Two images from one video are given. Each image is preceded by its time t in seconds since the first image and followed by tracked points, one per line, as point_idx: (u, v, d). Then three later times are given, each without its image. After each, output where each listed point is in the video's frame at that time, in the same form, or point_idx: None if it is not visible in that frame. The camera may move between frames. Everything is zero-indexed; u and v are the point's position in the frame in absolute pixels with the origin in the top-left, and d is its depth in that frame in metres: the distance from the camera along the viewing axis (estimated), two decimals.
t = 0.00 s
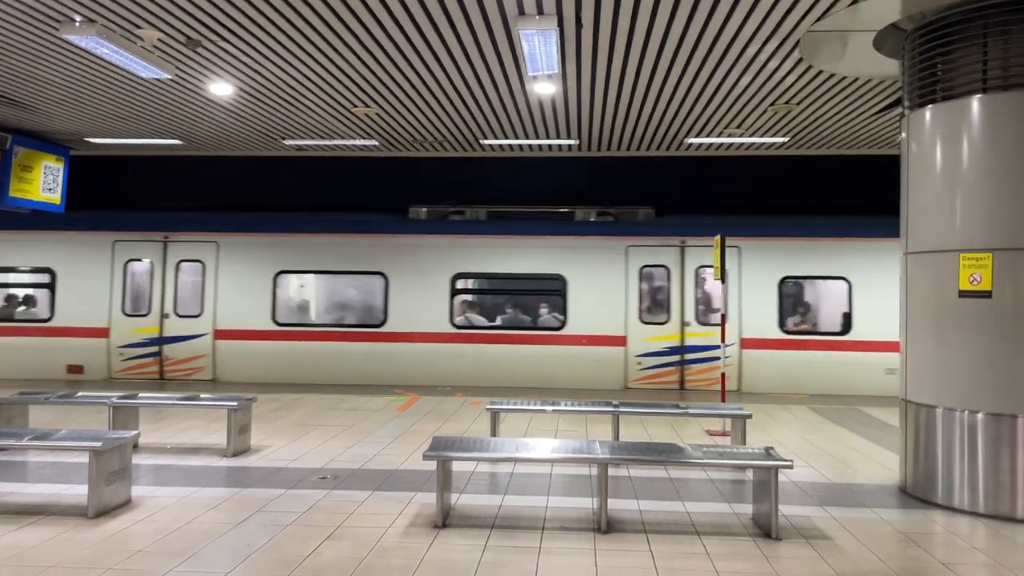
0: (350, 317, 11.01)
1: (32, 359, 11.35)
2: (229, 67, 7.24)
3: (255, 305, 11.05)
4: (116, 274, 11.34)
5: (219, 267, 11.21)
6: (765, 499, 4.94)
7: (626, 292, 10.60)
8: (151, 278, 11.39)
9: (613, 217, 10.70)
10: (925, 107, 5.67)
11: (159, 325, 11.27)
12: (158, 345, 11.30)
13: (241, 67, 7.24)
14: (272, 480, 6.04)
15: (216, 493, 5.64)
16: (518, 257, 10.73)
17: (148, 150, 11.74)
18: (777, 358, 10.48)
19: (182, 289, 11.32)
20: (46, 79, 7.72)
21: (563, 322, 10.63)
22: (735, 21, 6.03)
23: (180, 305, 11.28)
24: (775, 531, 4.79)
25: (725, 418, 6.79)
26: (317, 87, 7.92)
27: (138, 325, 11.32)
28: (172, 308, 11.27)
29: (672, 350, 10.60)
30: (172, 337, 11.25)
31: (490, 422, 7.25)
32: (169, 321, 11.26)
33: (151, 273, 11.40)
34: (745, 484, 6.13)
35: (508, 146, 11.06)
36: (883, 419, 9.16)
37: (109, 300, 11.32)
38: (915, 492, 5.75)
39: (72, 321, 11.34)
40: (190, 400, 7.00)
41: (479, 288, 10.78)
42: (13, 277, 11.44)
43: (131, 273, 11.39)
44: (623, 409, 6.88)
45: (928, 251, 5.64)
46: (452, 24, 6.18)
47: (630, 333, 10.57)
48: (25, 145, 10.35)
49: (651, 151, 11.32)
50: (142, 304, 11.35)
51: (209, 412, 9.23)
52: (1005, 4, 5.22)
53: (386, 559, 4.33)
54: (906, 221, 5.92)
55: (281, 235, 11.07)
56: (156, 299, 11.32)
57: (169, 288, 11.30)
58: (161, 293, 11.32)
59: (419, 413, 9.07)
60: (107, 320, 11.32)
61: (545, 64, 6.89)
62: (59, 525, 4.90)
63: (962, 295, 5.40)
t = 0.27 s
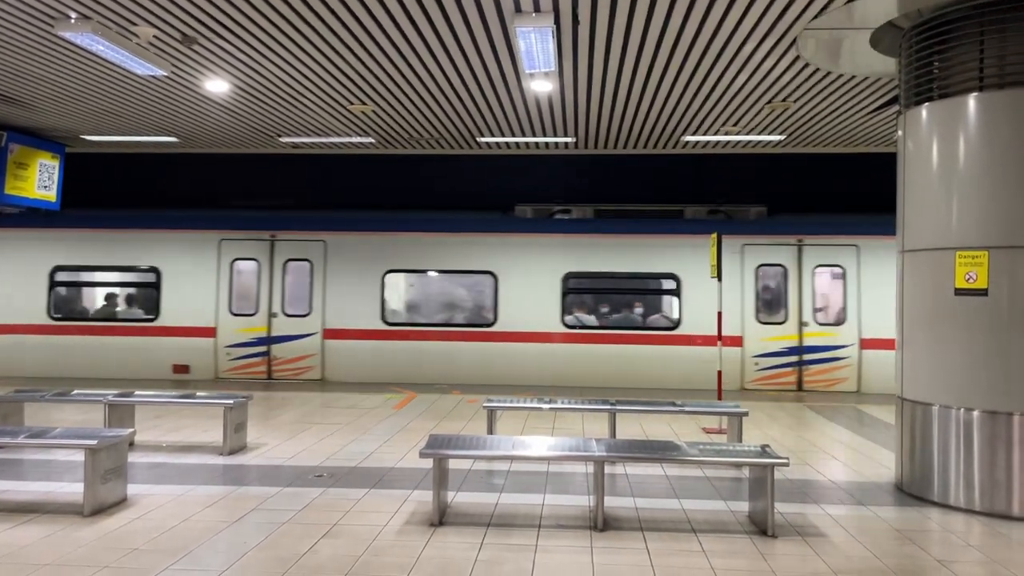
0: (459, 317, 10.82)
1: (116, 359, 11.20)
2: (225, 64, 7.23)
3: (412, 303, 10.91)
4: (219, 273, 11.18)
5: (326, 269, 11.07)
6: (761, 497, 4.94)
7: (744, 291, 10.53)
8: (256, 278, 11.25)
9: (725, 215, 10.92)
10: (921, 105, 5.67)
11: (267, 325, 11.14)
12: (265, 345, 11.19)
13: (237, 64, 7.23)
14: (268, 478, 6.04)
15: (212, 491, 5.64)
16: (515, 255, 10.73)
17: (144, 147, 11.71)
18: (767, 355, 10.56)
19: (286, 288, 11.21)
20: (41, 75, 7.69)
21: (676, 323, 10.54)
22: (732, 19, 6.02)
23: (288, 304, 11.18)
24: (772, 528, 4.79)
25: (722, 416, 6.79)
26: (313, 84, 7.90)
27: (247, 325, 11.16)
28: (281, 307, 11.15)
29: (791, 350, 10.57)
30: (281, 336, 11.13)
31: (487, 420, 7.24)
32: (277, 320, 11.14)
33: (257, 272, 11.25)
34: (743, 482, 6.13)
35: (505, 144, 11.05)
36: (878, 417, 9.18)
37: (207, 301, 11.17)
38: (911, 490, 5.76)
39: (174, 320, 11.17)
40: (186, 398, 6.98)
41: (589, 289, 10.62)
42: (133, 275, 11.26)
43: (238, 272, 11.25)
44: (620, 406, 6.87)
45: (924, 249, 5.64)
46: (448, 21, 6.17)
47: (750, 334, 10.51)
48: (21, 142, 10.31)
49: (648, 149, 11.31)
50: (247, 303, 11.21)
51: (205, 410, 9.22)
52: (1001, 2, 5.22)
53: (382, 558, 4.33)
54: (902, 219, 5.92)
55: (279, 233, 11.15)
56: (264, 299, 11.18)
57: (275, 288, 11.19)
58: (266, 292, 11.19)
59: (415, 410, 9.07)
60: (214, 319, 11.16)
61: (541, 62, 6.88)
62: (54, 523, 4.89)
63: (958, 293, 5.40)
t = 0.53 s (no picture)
0: (570, 317, 10.74)
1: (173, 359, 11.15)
2: (221, 61, 7.20)
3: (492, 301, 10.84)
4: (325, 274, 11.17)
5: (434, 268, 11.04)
6: (757, 494, 4.95)
7: (863, 291, 10.46)
8: (355, 278, 11.24)
9: (838, 213, 10.66)
10: (917, 104, 5.69)
11: (375, 324, 11.13)
12: (374, 345, 11.21)
13: (232, 62, 7.22)
14: (264, 476, 6.04)
15: (208, 490, 5.63)
16: (510, 254, 10.85)
17: (138, 145, 11.68)
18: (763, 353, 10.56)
19: (399, 288, 11.19)
20: (35, 73, 7.65)
21: (779, 321, 10.58)
22: (727, 17, 6.03)
23: (397, 304, 11.15)
24: (767, 526, 4.80)
25: (717, 414, 6.80)
26: (309, 82, 7.88)
27: (356, 324, 11.16)
28: (390, 307, 11.12)
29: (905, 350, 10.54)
30: (390, 336, 11.14)
31: (483, 418, 7.25)
32: (387, 320, 11.11)
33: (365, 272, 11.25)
34: (738, 479, 6.15)
35: (501, 142, 11.06)
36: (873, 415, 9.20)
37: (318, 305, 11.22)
38: (906, 488, 5.77)
39: (281, 320, 11.13)
40: (181, 396, 6.97)
41: (703, 289, 10.62)
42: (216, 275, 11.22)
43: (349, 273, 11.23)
44: (616, 404, 6.89)
45: (920, 247, 5.65)
46: (444, 19, 6.15)
47: (868, 334, 10.46)
48: (15, 139, 10.28)
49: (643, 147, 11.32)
50: (357, 303, 11.19)
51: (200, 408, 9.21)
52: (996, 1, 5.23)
53: (378, 556, 4.33)
54: (897, 217, 5.94)
55: (275, 231, 11.14)
56: (372, 299, 11.18)
57: (385, 288, 11.17)
58: (374, 291, 11.19)
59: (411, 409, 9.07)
60: (322, 319, 11.14)
61: (538, 60, 6.87)
62: (49, 522, 4.88)
63: (952, 291, 5.42)
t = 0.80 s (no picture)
0: (678, 317, 10.69)
1: (246, 359, 11.05)
2: (213, 60, 7.18)
3: (599, 302, 10.74)
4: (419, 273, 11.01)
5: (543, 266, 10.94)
6: (749, 493, 4.96)
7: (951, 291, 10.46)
8: (456, 276, 11.09)
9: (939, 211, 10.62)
10: (909, 103, 5.70)
11: (482, 325, 10.99)
12: (481, 346, 11.05)
13: (225, 60, 7.20)
14: (258, 475, 6.02)
15: (201, 489, 5.62)
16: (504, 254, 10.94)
17: (131, 143, 11.64)
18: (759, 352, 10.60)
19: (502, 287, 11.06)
20: (27, 71, 7.61)
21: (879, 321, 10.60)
22: (721, 16, 6.03)
23: (501, 304, 11.02)
24: (760, 525, 4.82)
25: (711, 413, 6.81)
26: (302, 81, 7.86)
27: (463, 325, 11.03)
28: (496, 307, 10.99)
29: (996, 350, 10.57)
30: (499, 337, 10.98)
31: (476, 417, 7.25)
32: (494, 320, 10.98)
33: (471, 272, 11.12)
34: (731, 478, 6.16)
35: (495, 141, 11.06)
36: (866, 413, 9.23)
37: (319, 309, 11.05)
38: (898, 486, 5.79)
39: (393, 320, 11.00)
40: (174, 396, 6.95)
41: (818, 289, 10.57)
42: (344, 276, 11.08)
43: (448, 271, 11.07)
44: (609, 403, 6.89)
45: (912, 247, 5.67)
46: (437, 18, 6.14)
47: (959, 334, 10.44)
48: (7, 138, 10.23)
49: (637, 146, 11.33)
50: (464, 302, 11.06)
51: (192, 408, 9.18)
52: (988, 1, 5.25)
53: (371, 555, 4.33)
54: (890, 217, 5.95)
55: (269, 230, 11.11)
56: (477, 299, 11.03)
57: (489, 287, 11.02)
58: (480, 291, 11.04)
59: (404, 408, 9.07)
60: (430, 319, 11.02)
61: (531, 59, 6.87)
62: (41, 522, 4.87)
63: (944, 290, 5.44)
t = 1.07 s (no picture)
0: (787, 318, 10.65)
1: (424, 359, 10.93)
2: (202, 58, 7.15)
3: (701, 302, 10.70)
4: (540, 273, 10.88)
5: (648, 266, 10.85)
6: (739, 492, 4.97)
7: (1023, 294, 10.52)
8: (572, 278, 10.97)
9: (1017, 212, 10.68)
10: (898, 103, 5.72)
11: (589, 326, 10.87)
12: (588, 347, 10.90)
13: (214, 59, 7.16)
14: (247, 475, 6.00)
15: (189, 489, 5.60)
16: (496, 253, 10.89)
17: (120, 142, 11.58)
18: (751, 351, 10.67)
19: (615, 287, 10.94)
20: (14, 68, 7.55)
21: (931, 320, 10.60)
22: (711, 16, 6.04)
23: (612, 304, 10.90)
24: (749, 523, 4.83)
25: (701, 412, 6.82)
26: (292, 79, 7.84)
27: (568, 326, 10.88)
28: (604, 307, 10.88)
29: None
30: (606, 338, 10.87)
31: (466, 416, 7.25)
32: (599, 321, 10.86)
33: (575, 273, 10.98)
34: (721, 477, 6.18)
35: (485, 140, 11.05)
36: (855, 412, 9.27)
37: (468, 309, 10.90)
38: (887, 484, 5.82)
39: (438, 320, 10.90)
40: (162, 395, 6.92)
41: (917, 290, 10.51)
42: (448, 276, 10.92)
43: (559, 273, 10.94)
44: (599, 402, 6.90)
45: (900, 246, 5.69)
46: (428, 16, 6.13)
47: None
48: None
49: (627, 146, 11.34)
50: (569, 304, 10.93)
51: (181, 408, 9.14)
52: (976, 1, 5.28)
53: (361, 555, 4.32)
54: (878, 216, 5.97)
55: (259, 229, 11.06)
56: (639, 299, 10.83)
57: (600, 288, 10.90)
58: (586, 292, 10.90)
59: (395, 407, 9.06)
60: (536, 320, 10.86)
61: (522, 58, 6.87)
62: (28, 522, 4.84)
63: (933, 290, 5.46)
